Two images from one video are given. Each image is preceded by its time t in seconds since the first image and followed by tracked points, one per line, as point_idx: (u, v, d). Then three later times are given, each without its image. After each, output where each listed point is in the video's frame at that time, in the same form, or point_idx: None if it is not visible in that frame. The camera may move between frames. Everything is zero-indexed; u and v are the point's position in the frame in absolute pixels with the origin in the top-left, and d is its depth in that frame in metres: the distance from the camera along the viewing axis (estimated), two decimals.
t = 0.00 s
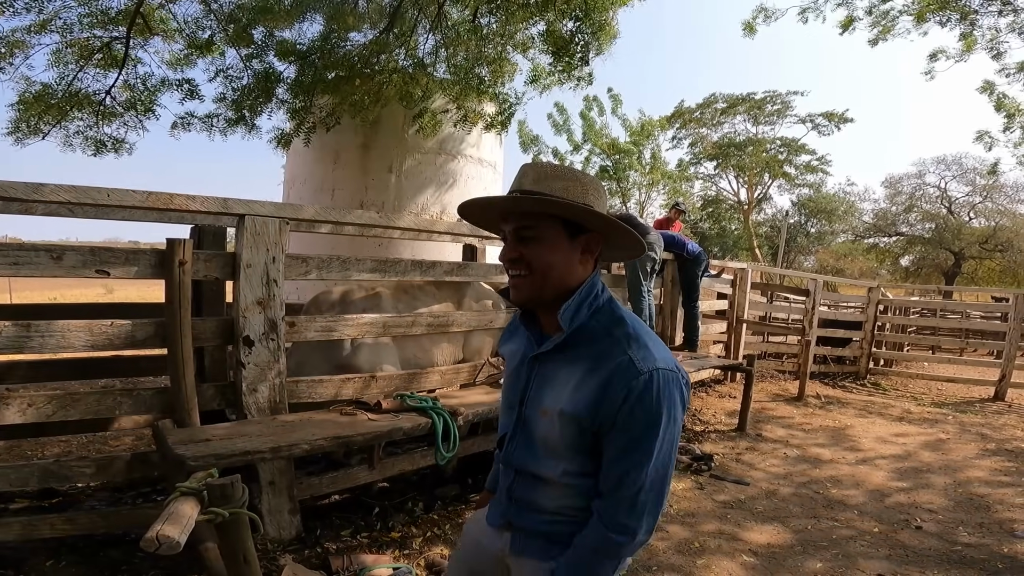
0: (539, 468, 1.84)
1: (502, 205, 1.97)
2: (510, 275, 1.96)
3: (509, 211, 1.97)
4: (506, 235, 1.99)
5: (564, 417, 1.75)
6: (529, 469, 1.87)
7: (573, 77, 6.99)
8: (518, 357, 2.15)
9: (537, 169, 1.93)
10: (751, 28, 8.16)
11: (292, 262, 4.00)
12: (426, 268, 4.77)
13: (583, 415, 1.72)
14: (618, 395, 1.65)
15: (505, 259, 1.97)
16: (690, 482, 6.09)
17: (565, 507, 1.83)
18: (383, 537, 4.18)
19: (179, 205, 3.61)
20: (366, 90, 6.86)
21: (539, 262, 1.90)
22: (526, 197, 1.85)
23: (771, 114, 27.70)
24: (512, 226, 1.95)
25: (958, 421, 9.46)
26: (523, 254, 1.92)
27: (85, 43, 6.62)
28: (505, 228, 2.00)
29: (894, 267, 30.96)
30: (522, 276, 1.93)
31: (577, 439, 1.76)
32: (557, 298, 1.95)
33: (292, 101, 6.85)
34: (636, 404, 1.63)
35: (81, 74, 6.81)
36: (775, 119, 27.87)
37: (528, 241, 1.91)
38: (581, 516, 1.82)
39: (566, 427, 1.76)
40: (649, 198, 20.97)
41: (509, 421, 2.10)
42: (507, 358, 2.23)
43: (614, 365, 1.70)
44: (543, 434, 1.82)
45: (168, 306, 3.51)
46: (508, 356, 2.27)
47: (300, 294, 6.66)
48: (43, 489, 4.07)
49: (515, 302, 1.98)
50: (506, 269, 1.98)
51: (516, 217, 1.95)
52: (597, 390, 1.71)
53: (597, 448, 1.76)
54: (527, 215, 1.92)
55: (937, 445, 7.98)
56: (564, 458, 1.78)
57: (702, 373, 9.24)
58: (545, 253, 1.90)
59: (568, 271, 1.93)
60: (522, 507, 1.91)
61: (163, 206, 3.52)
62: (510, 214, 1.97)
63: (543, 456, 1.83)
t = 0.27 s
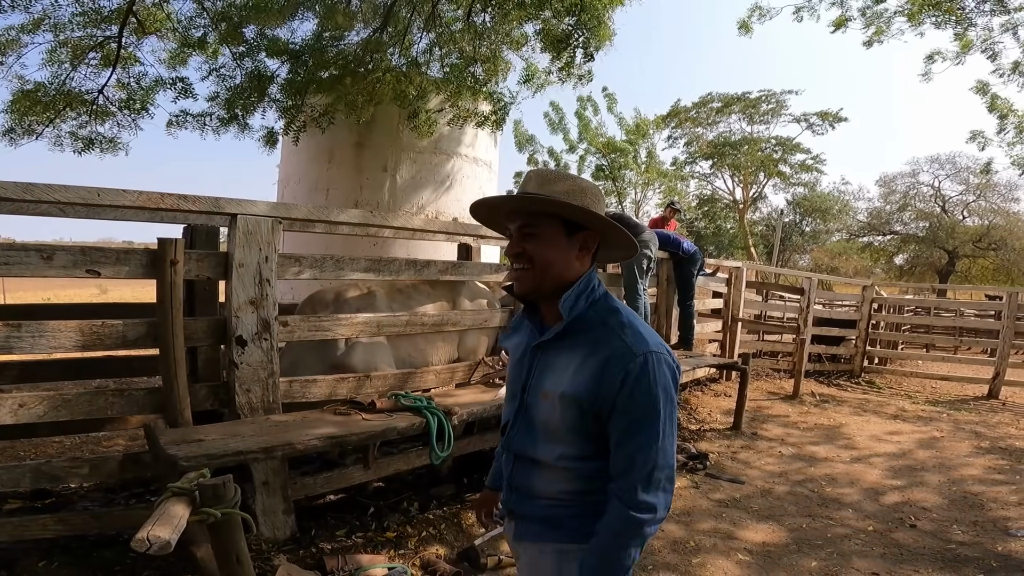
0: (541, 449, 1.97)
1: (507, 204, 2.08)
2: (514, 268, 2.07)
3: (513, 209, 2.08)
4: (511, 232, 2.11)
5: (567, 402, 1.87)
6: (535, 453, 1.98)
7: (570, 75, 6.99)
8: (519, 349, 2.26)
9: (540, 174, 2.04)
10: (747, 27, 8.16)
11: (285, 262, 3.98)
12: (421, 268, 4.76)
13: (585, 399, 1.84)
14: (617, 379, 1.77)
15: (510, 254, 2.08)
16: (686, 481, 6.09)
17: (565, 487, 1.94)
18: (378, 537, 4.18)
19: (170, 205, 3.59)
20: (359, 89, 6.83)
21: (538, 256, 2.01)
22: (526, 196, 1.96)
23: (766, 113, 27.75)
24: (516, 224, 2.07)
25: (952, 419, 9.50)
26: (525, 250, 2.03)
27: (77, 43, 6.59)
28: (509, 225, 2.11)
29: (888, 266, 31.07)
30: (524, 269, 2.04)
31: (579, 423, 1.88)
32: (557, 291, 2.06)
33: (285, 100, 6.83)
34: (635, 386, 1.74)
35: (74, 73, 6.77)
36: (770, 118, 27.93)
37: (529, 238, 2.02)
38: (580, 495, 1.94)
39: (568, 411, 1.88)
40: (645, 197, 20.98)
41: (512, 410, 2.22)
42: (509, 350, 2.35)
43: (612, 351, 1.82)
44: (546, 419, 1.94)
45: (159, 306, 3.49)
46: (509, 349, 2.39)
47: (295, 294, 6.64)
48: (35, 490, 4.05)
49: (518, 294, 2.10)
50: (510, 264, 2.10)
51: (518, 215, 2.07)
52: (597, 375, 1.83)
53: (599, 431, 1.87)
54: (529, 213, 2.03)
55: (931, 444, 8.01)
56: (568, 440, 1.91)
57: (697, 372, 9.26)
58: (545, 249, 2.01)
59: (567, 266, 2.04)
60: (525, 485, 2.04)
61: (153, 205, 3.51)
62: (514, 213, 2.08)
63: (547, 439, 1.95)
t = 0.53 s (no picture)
0: (558, 433, 2.07)
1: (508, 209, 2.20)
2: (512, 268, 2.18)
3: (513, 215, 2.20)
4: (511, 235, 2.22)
5: (579, 384, 1.99)
6: (554, 439, 2.08)
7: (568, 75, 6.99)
8: (527, 345, 2.31)
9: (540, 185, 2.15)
10: (742, 29, 8.19)
11: (280, 263, 3.97)
12: (416, 268, 4.77)
13: (596, 379, 1.95)
14: (624, 356, 1.90)
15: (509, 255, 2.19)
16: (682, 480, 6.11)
17: (586, 469, 2.03)
18: (375, 537, 4.18)
19: (165, 207, 3.58)
20: (355, 90, 6.81)
21: (534, 257, 2.13)
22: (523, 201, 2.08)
23: (760, 113, 27.82)
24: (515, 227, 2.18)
25: (946, 418, 9.54)
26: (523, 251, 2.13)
27: (71, 44, 6.57)
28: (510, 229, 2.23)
29: (882, 265, 31.19)
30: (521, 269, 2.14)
31: (592, 403, 1.99)
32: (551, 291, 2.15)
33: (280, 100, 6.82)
34: (641, 359, 1.87)
35: (68, 74, 6.75)
36: (765, 118, 28.00)
37: (527, 240, 2.13)
38: (602, 475, 2.03)
39: (582, 392, 1.99)
40: (641, 197, 21.01)
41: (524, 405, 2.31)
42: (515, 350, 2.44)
43: (615, 331, 1.94)
44: (561, 404, 2.04)
45: (154, 307, 3.48)
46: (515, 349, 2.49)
47: (291, 295, 6.63)
48: (30, 491, 4.04)
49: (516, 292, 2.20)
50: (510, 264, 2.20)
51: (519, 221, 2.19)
52: (604, 356, 1.95)
53: (612, 408, 1.99)
54: (526, 217, 2.13)
55: (925, 442, 8.05)
56: (584, 421, 2.01)
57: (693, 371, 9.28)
58: (540, 250, 2.11)
59: (561, 267, 2.13)
60: (548, 472, 2.13)
61: (148, 207, 3.50)
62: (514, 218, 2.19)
63: (564, 424, 2.05)
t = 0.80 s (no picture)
0: (571, 423, 2.11)
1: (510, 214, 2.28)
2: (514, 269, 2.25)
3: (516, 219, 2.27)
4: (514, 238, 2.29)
5: (592, 372, 2.05)
6: (567, 429, 2.12)
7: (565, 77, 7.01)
8: (534, 346, 2.37)
9: (543, 194, 2.23)
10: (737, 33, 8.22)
11: (274, 265, 3.97)
12: (411, 270, 4.77)
13: (608, 366, 2.03)
14: (633, 342, 1.98)
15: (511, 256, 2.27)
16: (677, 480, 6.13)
17: (601, 455, 2.09)
18: (370, 538, 4.17)
19: (158, 210, 3.54)
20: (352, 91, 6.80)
21: (537, 259, 2.19)
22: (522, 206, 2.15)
23: (755, 114, 27.91)
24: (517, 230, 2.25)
25: (939, 417, 9.60)
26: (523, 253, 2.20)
27: (64, 46, 6.54)
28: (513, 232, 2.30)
29: (875, 265, 31.34)
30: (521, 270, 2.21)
31: (604, 390, 2.06)
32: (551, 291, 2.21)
33: (276, 102, 6.81)
34: (649, 345, 1.96)
35: (60, 77, 6.72)
36: (759, 119, 28.09)
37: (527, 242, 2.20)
38: (616, 460, 2.09)
39: (594, 380, 2.05)
40: (635, 198, 21.03)
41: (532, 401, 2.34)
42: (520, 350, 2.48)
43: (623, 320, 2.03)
44: (574, 394, 2.09)
45: (148, 310, 3.46)
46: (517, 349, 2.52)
47: (285, 296, 6.62)
48: (23, 494, 4.02)
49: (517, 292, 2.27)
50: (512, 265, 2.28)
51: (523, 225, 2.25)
52: (615, 344, 2.02)
53: (622, 395, 2.06)
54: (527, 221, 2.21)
55: (918, 442, 8.09)
56: (596, 409, 2.08)
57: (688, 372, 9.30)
58: (540, 252, 2.18)
59: (559, 269, 2.19)
60: (561, 463, 2.16)
61: (141, 209, 3.46)
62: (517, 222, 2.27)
63: (576, 413, 2.10)
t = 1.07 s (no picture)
0: (565, 417, 2.11)
1: (521, 212, 2.29)
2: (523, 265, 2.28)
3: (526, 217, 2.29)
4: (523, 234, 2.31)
5: (588, 367, 2.05)
6: (560, 424, 2.13)
7: (563, 78, 7.06)
8: (535, 339, 2.38)
9: (553, 195, 2.25)
10: (731, 34, 8.25)
11: (267, 266, 3.95)
12: (405, 271, 4.75)
13: (603, 363, 2.02)
14: (629, 339, 1.97)
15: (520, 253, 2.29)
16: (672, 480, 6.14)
17: (592, 452, 2.09)
18: (365, 539, 4.16)
19: (149, 210, 3.51)
20: (349, 92, 6.79)
21: (543, 257, 2.22)
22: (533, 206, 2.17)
23: (748, 115, 28.00)
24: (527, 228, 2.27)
25: (932, 416, 9.65)
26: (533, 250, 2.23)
27: (55, 48, 6.50)
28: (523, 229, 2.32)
29: (868, 265, 31.49)
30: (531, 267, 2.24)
31: (598, 386, 2.06)
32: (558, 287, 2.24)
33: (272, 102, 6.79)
34: (644, 343, 1.96)
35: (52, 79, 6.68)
36: (752, 120, 28.18)
37: (537, 241, 2.22)
38: (607, 458, 2.09)
39: (589, 376, 2.05)
40: (630, 198, 21.06)
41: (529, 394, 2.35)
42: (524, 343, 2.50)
43: (621, 318, 2.02)
44: (569, 389, 2.09)
45: (139, 312, 3.44)
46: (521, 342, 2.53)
47: (279, 297, 6.59)
48: (15, 497, 3.99)
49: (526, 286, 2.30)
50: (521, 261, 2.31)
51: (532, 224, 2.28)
52: (610, 341, 2.02)
53: (616, 392, 2.06)
54: (538, 221, 2.23)
55: (912, 441, 8.12)
56: (590, 405, 2.08)
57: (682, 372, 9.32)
58: (550, 251, 2.20)
59: (568, 267, 2.22)
60: (553, 457, 2.16)
61: (133, 210, 3.43)
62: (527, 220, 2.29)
63: (570, 408, 2.10)
